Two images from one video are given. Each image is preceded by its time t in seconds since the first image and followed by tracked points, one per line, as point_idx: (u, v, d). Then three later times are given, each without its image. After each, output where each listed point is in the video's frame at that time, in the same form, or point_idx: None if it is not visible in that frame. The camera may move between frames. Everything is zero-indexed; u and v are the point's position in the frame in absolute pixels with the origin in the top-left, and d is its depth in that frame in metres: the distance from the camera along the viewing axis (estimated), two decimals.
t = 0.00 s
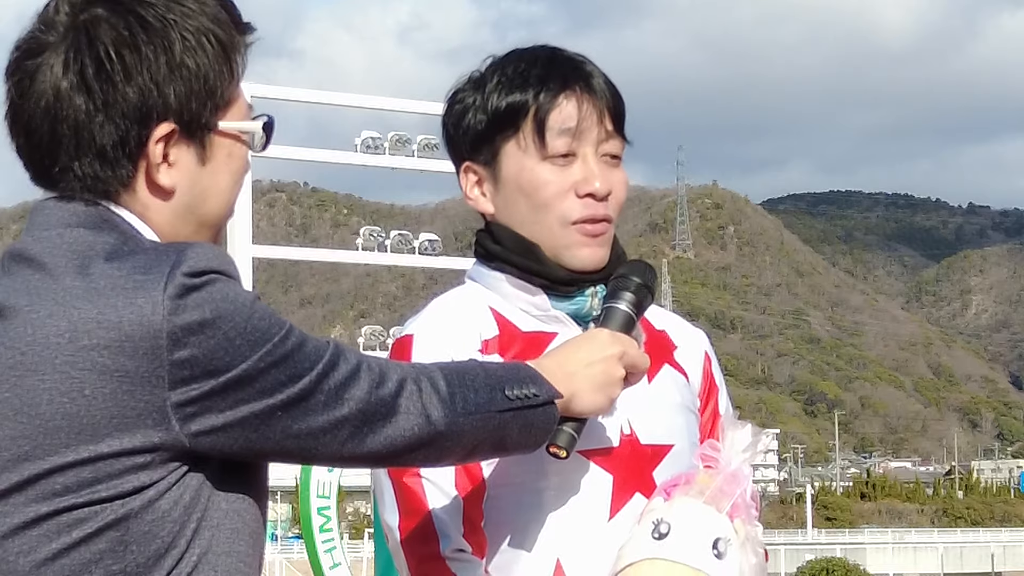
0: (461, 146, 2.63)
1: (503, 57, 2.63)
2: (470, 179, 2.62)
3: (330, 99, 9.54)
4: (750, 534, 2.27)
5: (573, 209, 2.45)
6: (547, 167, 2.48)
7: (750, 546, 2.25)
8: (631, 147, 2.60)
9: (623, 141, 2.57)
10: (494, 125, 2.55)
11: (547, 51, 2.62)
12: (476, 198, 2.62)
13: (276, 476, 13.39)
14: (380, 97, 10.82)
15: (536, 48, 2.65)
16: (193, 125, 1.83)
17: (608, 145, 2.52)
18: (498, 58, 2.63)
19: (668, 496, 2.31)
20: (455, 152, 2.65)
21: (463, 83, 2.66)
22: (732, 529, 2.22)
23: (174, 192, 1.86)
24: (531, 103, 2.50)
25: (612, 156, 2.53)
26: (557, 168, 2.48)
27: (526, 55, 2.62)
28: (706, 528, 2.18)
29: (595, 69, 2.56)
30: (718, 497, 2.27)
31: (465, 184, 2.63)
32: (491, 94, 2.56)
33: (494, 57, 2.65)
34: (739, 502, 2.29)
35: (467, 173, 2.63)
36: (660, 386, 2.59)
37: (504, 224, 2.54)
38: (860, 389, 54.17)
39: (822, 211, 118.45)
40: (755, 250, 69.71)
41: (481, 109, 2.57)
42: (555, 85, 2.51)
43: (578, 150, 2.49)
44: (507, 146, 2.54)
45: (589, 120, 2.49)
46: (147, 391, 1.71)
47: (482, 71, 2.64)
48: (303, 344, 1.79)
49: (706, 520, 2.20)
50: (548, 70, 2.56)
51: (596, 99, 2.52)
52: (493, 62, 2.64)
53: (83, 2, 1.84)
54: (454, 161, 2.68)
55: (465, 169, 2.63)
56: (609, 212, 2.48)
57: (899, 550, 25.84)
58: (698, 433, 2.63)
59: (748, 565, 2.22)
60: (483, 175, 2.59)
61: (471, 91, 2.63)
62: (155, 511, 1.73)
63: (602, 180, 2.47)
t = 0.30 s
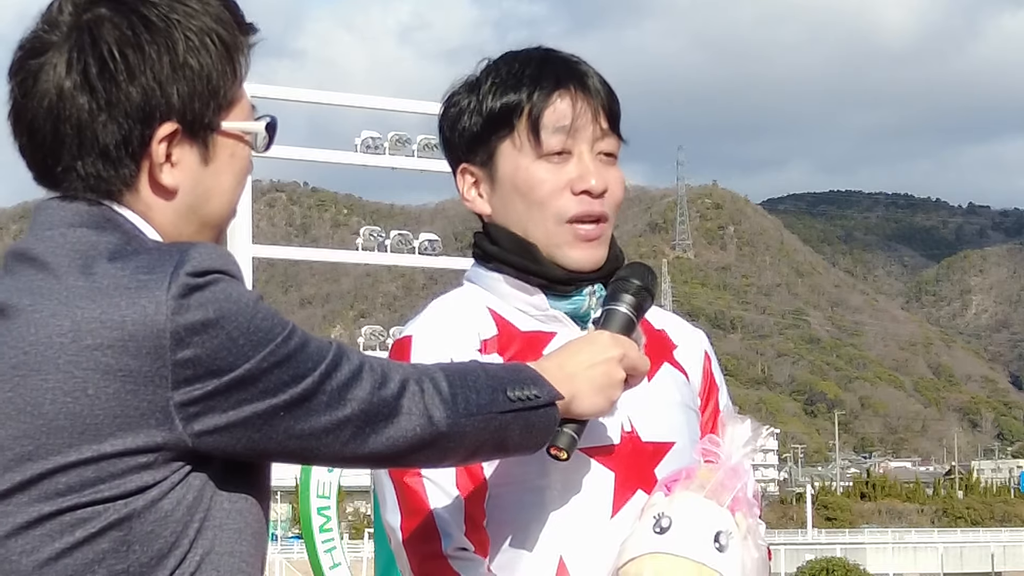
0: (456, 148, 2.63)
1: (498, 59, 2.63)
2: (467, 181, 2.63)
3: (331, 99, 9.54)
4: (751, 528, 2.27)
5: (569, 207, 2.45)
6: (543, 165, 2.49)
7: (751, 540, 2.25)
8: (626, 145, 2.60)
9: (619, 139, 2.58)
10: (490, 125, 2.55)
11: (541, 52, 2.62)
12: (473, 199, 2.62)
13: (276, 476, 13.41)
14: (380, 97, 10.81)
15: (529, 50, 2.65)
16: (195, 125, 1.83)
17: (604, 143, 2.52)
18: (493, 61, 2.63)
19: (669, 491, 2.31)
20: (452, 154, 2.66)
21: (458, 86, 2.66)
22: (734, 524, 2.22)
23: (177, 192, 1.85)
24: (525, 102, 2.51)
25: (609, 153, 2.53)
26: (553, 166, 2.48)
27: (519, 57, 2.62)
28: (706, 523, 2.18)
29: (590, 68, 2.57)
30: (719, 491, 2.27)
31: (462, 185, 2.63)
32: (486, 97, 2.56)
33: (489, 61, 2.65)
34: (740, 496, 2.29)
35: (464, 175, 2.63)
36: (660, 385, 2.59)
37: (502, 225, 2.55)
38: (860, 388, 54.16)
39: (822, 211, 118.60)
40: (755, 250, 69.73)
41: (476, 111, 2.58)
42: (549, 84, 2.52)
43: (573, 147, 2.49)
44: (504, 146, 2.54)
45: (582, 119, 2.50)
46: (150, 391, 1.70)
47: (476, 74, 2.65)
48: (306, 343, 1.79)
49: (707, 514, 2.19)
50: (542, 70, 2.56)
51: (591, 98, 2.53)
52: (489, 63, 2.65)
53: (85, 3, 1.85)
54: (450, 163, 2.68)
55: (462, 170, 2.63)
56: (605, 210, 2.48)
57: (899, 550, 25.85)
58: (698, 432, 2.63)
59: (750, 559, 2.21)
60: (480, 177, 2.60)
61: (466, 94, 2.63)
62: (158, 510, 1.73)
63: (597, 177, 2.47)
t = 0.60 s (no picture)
0: (464, 146, 2.63)
1: (507, 56, 2.63)
2: (473, 179, 2.63)
3: (331, 99, 9.54)
4: (751, 533, 2.27)
5: (575, 207, 2.45)
6: (549, 165, 2.49)
7: (751, 544, 2.25)
8: (634, 145, 2.60)
9: (626, 139, 2.58)
10: (498, 123, 2.55)
11: (550, 50, 2.62)
12: (479, 197, 2.62)
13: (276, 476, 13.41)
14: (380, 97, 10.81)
15: (539, 47, 2.64)
16: (199, 125, 1.83)
17: (610, 143, 2.52)
18: (502, 58, 2.63)
19: (670, 495, 2.31)
20: (458, 152, 2.66)
21: (466, 84, 2.66)
22: (735, 528, 2.22)
23: (180, 193, 1.86)
24: (533, 101, 2.51)
25: (615, 154, 2.54)
26: (560, 166, 2.49)
27: (529, 55, 2.61)
28: (708, 527, 2.18)
29: (599, 68, 2.57)
30: (720, 496, 2.27)
31: (468, 182, 2.63)
32: (494, 94, 2.57)
33: (499, 56, 2.65)
34: (740, 501, 2.29)
35: (471, 172, 2.63)
36: (663, 386, 2.59)
37: (507, 223, 2.55)
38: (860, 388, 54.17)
39: (821, 210, 118.70)
40: (755, 250, 69.74)
41: (484, 108, 2.58)
42: (556, 83, 2.52)
43: (580, 147, 2.50)
44: (510, 144, 2.54)
45: (590, 118, 2.50)
46: (153, 392, 1.71)
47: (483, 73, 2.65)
48: (309, 344, 1.79)
49: (708, 518, 2.19)
50: (550, 69, 2.56)
51: (599, 98, 2.53)
52: (498, 61, 2.65)
53: (90, 3, 1.85)
54: (458, 161, 2.68)
55: (468, 167, 2.63)
56: (611, 210, 2.48)
57: (899, 550, 25.87)
58: (700, 434, 2.63)
59: (750, 563, 2.22)
60: (486, 174, 2.60)
61: (475, 91, 2.63)
62: (162, 510, 1.73)
63: (603, 176, 2.48)
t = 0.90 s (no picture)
0: (488, 141, 2.62)
1: (539, 53, 2.61)
2: (494, 175, 2.63)
3: (331, 100, 9.55)
4: (751, 549, 2.27)
5: (591, 217, 2.45)
6: (569, 174, 2.47)
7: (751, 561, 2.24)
8: (659, 155, 2.58)
9: (652, 150, 2.55)
10: (521, 123, 2.53)
11: (584, 50, 2.59)
12: (498, 193, 2.62)
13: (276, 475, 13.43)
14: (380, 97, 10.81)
15: (573, 45, 2.62)
16: (201, 126, 1.83)
17: (636, 154, 2.49)
18: (534, 52, 2.61)
19: (674, 507, 2.31)
20: (484, 146, 2.65)
21: (498, 74, 2.64)
22: (736, 545, 2.23)
23: (182, 193, 1.86)
24: (562, 105, 2.48)
25: (639, 165, 2.51)
26: (580, 175, 2.47)
27: (564, 53, 2.58)
28: (709, 544, 2.17)
29: (628, 74, 2.53)
30: (723, 512, 2.27)
31: (489, 179, 2.64)
32: (523, 91, 2.54)
33: (533, 52, 2.63)
34: (742, 518, 2.29)
35: (492, 169, 2.63)
36: (669, 392, 2.58)
37: (524, 225, 2.55)
38: (859, 388, 54.19)
39: (822, 210, 118.80)
40: (755, 250, 69.73)
41: (512, 104, 2.55)
42: (587, 90, 2.49)
43: (603, 158, 2.47)
44: (533, 149, 2.53)
45: (616, 129, 2.47)
46: (154, 390, 1.70)
47: (517, 64, 2.62)
48: (310, 345, 1.79)
49: (709, 535, 2.19)
50: (582, 73, 2.53)
51: (626, 107, 2.49)
52: (530, 56, 2.62)
53: (93, 3, 1.85)
54: (483, 154, 2.68)
55: (490, 164, 2.64)
56: (627, 223, 2.47)
57: (899, 550, 25.88)
58: (705, 442, 2.63)
59: None
60: (507, 172, 2.60)
61: (506, 83, 2.60)
62: (161, 511, 1.73)
63: (622, 191, 2.46)
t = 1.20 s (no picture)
0: (493, 141, 2.63)
1: (543, 54, 2.61)
2: (500, 174, 2.64)
3: (332, 100, 9.55)
4: (752, 553, 2.26)
5: (596, 216, 2.45)
6: (574, 172, 2.47)
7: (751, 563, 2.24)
8: (663, 154, 2.58)
9: (656, 148, 2.55)
10: (525, 122, 2.54)
11: (587, 50, 2.59)
12: (504, 193, 2.63)
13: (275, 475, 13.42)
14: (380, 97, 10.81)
15: (577, 45, 2.62)
16: (204, 125, 1.83)
17: (640, 152, 2.49)
18: (538, 54, 2.61)
19: (675, 509, 2.31)
20: (490, 145, 2.66)
21: (502, 75, 2.64)
22: (736, 548, 2.22)
23: (185, 192, 1.86)
24: (567, 105, 2.48)
25: (644, 164, 2.51)
26: (584, 173, 2.47)
27: (568, 54, 2.59)
28: (708, 546, 2.17)
29: (632, 73, 2.54)
30: (724, 516, 2.26)
31: (495, 179, 2.64)
32: (527, 90, 2.55)
33: (537, 52, 2.63)
34: (743, 521, 2.29)
35: (497, 169, 2.64)
36: (673, 394, 2.58)
37: (530, 224, 2.55)
38: (859, 388, 54.18)
39: (822, 210, 118.87)
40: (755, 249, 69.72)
41: (516, 104, 2.56)
42: (590, 88, 2.49)
43: (607, 156, 2.48)
44: (538, 148, 2.53)
45: (621, 126, 2.47)
46: (154, 391, 1.70)
47: (521, 65, 2.62)
48: (312, 345, 1.79)
49: (709, 536, 2.18)
50: (587, 72, 2.53)
51: (629, 105, 2.50)
52: (537, 56, 2.62)
53: (96, 3, 1.84)
54: (488, 153, 2.68)
55: (495, 163, 2.64)
56: (633, 222, 2.47)
57: (899, 550, 25.87)
58: (708, 444, 2.62)
59: None
60: (512, 172, 2.61)
61: (510, 83, 2.61)
62: (163, 510, 1.73)
63: (628, 189, 2.45)
